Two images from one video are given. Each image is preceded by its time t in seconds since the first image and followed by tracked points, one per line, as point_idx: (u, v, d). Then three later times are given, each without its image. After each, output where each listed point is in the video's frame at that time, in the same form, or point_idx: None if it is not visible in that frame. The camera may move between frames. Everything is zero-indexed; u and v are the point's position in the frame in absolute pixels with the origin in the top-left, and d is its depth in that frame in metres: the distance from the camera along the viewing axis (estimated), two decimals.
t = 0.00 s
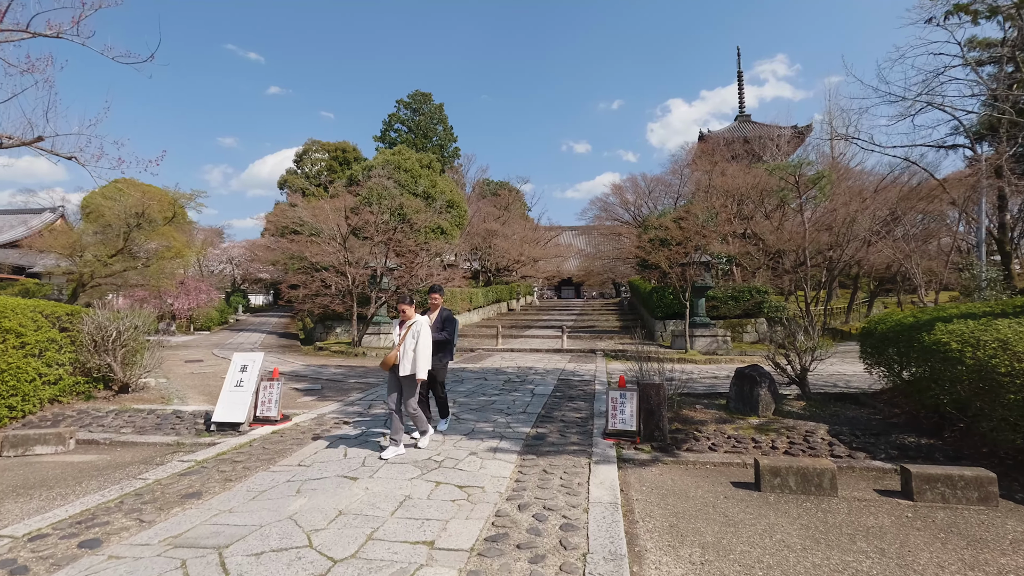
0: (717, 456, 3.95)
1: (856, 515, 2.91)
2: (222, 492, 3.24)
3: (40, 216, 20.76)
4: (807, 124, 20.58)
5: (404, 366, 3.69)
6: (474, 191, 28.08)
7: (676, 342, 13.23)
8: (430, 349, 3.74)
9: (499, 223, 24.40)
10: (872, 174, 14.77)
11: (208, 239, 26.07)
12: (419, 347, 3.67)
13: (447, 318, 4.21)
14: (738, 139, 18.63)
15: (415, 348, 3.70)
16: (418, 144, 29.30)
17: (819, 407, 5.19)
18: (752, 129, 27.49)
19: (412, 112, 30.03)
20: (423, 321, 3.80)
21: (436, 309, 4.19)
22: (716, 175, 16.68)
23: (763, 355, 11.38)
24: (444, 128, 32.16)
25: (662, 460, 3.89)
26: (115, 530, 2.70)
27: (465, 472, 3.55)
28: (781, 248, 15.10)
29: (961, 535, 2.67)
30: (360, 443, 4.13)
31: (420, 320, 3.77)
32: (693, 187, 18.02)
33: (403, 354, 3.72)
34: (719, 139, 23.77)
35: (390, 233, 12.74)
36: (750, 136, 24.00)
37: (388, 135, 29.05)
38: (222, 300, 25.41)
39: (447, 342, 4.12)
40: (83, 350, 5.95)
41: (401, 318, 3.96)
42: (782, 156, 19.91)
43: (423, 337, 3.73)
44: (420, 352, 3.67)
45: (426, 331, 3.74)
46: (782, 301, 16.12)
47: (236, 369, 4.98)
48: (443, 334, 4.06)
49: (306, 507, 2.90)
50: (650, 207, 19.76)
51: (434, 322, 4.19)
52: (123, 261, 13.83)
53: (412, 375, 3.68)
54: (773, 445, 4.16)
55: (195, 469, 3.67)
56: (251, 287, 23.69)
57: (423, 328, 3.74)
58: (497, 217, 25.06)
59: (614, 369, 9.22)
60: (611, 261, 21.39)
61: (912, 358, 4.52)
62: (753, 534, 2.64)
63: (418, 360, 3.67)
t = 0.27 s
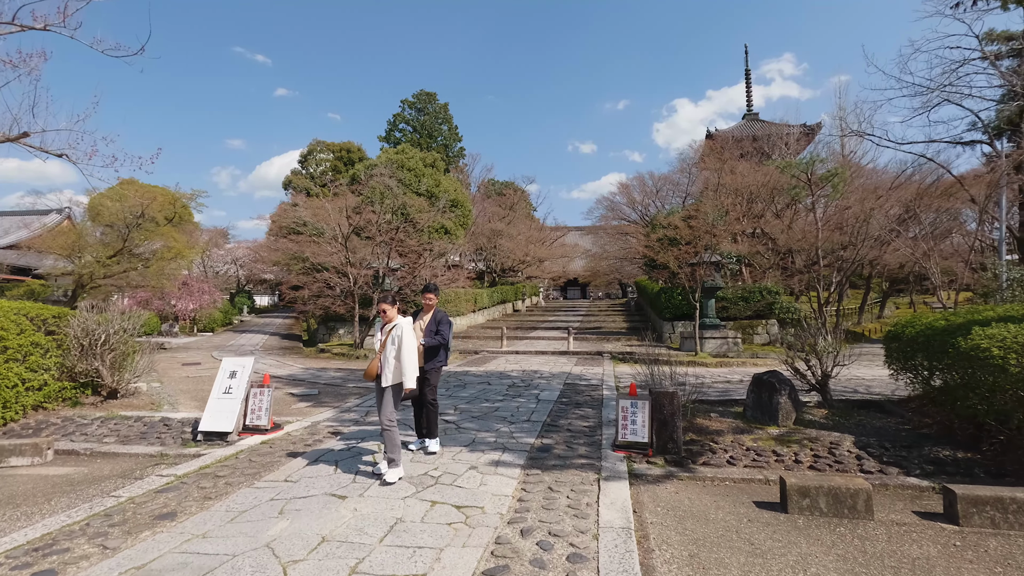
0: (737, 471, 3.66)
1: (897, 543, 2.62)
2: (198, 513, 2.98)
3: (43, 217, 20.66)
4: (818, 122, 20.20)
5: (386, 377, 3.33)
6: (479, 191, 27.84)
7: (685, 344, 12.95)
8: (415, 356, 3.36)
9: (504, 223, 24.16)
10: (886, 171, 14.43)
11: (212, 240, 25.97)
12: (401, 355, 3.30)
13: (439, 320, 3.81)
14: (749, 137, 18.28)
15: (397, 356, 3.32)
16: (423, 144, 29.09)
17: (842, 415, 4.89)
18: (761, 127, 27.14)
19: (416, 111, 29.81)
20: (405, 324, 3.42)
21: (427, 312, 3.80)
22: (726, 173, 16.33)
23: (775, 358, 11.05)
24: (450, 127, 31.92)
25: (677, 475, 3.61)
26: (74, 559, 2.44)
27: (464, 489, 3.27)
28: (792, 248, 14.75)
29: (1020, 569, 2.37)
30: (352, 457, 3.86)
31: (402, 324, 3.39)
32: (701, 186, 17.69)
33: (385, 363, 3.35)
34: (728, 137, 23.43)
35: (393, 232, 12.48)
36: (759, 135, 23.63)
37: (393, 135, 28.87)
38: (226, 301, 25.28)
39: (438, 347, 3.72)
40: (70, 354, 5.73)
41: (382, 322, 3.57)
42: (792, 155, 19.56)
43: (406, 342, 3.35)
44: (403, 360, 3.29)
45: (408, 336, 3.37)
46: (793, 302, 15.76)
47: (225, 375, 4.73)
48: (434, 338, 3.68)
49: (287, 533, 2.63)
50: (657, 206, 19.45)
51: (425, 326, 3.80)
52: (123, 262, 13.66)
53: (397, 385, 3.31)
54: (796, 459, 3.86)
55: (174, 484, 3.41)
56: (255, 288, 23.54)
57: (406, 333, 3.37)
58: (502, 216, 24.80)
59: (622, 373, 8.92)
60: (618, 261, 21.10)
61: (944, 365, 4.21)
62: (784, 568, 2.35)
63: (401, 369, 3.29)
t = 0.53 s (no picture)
0: (754, 479, 3.38)
1: (939, 564, 2.33)
2: (166, 525, 2.73)
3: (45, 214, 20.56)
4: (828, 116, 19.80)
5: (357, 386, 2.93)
6: (483, 187, 27.58)
7: (692, 343, 12.65)
8: (390, 362, 2.93)
9: (508, 220, 23.88)
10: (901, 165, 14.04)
11: (215, 238, 25.87)
12: (372, 361, 2.88)
13: (427, 318, 3.44)
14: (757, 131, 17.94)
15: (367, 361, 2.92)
16: (426, 141, 28.84)
17: (863, 417, 4.60)
18: (769, 123, 26.73)
19: (420, 108, 29.57)
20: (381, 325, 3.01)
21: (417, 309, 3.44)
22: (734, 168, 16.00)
23: (786, 356, 10.75)
24: (454, 124, 31.66)
25: (689, 483, 3.34)
26: None
27: (457, 499, 3.01)
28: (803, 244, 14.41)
29: None
30: (340, 462, 3.60)
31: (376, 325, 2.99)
32: (709, 181, 17.36)
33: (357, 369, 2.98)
34: (736, 132, 23.06)
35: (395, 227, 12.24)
36: (767, 130, 23.24)
37: (397, 132, 28.64)
38: (229, 299, 25.16)
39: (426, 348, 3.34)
40: (55, 353, 5.53)
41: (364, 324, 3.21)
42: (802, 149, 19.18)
43: (379, 346, 2.92)
44: (373, 367, 2.86)
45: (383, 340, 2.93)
46: (804, 299, 15.41)
47: (209, 375, 4.49)
48: (420, 339, 3.30)
49: (258, 550, 2.37)
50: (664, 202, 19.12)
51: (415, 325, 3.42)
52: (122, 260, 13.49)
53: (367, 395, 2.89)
54: (818, 465, 3.58)
55: (146, 492, 3.17)
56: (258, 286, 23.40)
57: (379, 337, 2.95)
58: (506, 213, 24.53)
59: (628, 371, 8.65)
60: (624, 258, 20.80)
61: (977, 364, 3.90)
62: None
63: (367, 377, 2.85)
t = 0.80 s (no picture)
0: (777, 496, 3.09)
1: None
2: (127, 550, 2.46)
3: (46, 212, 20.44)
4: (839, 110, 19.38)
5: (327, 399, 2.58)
6: (487, 184, 27.28)
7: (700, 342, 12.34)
8: (363, 368, 2.58)
9: (513, 217, 23.59)
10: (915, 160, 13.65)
11: (218, 236, 25.71)
12: (342, 370, 2.52)
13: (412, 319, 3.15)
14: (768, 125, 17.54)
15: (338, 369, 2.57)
16: (430, 137, 28.56)
17: (889, 425, 4.29)
18: (778, 118, 26.28)
19: (424, 105, 29.27)
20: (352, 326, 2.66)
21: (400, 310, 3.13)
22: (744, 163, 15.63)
23: (799, 356, 10.42)
24: (458, 120, 31.36)
25: (705, 500, 3.05)
26: None
27: (450, 520, 2.73)
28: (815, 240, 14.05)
29: None
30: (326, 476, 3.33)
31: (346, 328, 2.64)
32: (717, 177, 17.00)
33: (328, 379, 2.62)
34: (744, 127, 22.65)
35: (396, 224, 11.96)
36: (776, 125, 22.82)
37: (400, 128, 28.37)
38: (231, 297, 25.01)
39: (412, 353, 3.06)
40: (36, 354, 5.27)
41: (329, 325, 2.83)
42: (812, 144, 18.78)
43: (351, 352, 2.57)
44: (343, 377, 2.52)
45: (353, 343, 2.59)
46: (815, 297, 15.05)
47: (191, 379, 4.22)
48: (404, 344, 3.01)
49: None
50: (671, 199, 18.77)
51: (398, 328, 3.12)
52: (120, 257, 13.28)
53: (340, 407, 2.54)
54: (845, 480, 3.28)
55: (111, 510, 2.90)
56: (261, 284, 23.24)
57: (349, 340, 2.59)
58: (511, 210, 24.23)
59: (636, 373, 8.35)
60: (630, 255, 20.46)
61: (1016, 369, 3.58)
62: None
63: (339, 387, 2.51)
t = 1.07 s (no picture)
0: (806, 514, 2.81)
1: None
2: None
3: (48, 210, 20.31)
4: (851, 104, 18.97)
5: (293, 421, 2.25)
6: (492, 182, 27.00)
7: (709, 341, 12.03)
8: (335, 382, 2.30)
9: (517, 214, 23.30)
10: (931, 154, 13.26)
11: (221, 234, 25.58)
12: (316, 388, 2.23)
13: (394, 322, 2.87)
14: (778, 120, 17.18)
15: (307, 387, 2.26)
16: (434, 134, 28.29)
17: (921, 433, 3.99)
18: (786, 113, 25.87)
19: (428, 102, 29.00)
20: (319, 335, 2.33)
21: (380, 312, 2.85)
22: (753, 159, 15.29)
23: (812, 356, 10.10)
24: (462, 117, 31.08)
25: (728, 519, 2.76)
26: None
27: (446, 542, 2.46)
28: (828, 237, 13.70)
29: None
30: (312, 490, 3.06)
31: (309, 336, 2.31)
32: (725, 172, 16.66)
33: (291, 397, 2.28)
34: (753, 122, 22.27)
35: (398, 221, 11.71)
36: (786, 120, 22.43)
37: (404, 125, 28.12)
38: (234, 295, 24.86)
39: (395, 360, 2.77)
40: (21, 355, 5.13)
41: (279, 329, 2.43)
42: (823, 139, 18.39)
43: (318, 364, 2.27)
44: (315, 394, 2.23)
45: (321, 355, 2.29)
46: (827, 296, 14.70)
47: (174, 382, 3.97)
48: (385, 350, 2.72)
49: None
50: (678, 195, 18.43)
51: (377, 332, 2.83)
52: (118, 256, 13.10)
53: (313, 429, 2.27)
54: (880, 496, 3.00)
55: (77, 528, 2.65)
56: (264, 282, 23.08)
57: (317, 351, 2.29)
58: (515, 208, 23.96)
59: (644, 373, 8.07)
60: (636, 253, 20.15)
61: None
62: None
63: (314, 408, 2.22)
